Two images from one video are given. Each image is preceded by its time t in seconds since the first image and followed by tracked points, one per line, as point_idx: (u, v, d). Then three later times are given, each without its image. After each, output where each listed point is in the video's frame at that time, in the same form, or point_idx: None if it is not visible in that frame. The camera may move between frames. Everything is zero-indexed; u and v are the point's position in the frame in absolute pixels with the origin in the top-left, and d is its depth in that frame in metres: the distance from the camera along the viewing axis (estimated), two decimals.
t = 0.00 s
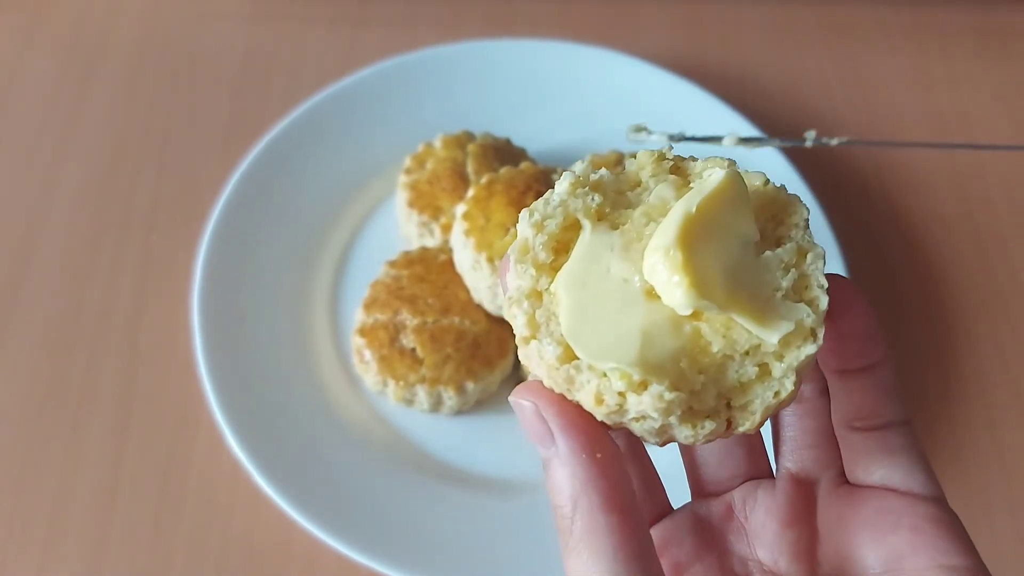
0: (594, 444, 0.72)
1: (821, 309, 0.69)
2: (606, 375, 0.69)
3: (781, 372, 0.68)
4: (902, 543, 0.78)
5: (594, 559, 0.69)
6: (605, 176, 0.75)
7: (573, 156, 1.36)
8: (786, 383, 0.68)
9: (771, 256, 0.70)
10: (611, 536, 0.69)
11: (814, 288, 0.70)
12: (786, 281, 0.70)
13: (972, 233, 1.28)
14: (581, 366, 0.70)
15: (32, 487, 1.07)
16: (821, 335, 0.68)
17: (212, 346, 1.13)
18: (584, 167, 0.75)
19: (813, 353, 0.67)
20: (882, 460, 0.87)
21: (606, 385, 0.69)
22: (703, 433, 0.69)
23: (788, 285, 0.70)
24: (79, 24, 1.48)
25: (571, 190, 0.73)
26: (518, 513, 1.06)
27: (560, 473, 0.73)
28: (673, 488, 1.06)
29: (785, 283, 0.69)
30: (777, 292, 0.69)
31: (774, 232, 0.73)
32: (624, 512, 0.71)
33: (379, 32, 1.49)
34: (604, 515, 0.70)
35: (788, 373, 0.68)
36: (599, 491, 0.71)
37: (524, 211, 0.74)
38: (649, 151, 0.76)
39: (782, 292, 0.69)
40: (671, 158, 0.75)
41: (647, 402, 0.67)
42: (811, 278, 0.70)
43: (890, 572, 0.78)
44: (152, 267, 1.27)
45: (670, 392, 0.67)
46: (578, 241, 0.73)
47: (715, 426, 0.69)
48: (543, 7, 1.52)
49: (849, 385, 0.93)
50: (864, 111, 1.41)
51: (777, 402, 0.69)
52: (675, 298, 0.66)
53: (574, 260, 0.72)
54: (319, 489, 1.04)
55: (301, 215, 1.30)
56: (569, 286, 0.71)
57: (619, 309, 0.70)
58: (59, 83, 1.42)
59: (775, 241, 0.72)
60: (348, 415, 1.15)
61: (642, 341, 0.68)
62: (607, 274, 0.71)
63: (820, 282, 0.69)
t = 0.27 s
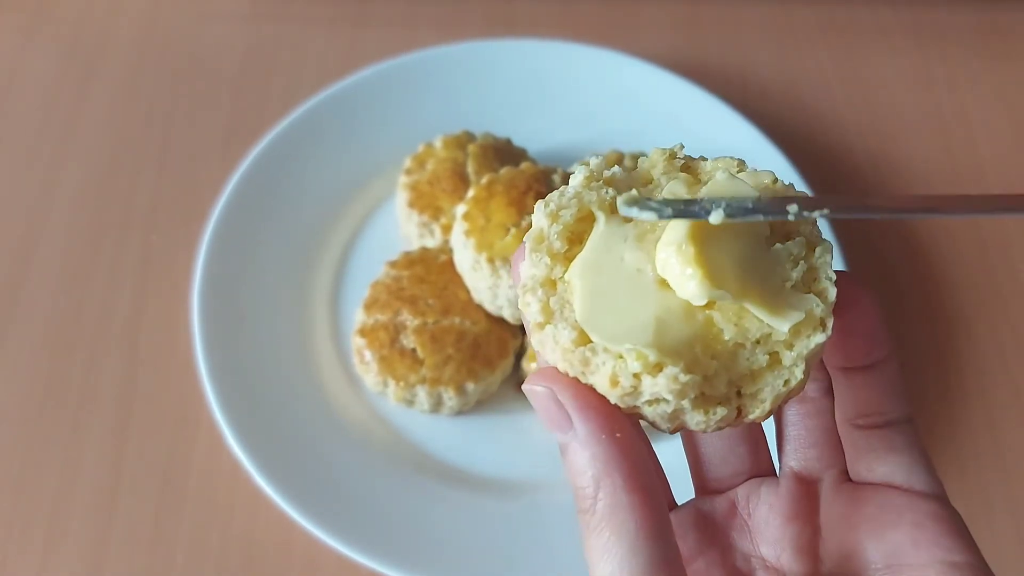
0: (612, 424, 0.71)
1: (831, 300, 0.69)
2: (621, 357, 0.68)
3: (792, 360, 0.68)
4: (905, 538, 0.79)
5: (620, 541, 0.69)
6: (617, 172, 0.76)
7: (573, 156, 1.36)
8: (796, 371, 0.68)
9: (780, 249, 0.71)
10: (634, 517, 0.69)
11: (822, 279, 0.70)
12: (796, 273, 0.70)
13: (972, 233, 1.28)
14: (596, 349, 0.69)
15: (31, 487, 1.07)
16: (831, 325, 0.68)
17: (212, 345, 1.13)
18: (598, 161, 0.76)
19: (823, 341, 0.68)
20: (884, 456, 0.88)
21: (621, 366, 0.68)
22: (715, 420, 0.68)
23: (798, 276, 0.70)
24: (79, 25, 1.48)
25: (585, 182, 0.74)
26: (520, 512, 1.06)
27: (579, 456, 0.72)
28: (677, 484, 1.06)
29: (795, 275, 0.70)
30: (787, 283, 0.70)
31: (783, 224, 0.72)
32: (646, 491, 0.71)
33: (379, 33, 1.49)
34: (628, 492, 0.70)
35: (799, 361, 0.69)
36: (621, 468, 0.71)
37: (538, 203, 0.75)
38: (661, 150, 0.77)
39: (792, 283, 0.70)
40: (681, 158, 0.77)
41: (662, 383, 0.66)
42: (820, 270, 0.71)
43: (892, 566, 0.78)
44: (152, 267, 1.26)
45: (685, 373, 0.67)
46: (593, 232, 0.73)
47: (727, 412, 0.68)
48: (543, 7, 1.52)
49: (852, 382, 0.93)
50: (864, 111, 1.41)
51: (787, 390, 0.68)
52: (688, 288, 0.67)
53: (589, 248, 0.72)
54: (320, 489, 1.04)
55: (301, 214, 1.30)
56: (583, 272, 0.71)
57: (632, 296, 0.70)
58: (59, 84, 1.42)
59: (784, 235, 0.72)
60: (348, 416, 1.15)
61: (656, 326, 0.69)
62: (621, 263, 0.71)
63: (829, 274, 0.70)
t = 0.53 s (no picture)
0: (625, 414, 0.69)
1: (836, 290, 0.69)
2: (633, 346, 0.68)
3: (799, 350, 0.68)
4: (906, 541, 0.79)
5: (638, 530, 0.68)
6: (618, 176, 0.76)
7: (573, 156, 1.36)
8: (802, 361, 0.69)
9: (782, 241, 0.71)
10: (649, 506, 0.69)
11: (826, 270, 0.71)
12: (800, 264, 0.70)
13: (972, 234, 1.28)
14: (607, 339, 0.69)
15: (31, 487, 1.07)
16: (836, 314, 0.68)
17: (212, 345, 1.13)
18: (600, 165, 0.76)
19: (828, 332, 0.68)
20: (885, 460, 0.89)
21: (633, 355, 0.68)
22: (724, 411, 0.68)
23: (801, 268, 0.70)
24: (79, 25, 1.48)
25: (588, 185, 0.75)
26: (520, 512, 1.06)
27: (591, 447, 0.71)
28: (682, 486, 1.07)
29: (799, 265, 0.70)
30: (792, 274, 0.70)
31: (783, 221, 0.73)
32: (661, 479, 0.70)
33: (379, 32, 1.49)
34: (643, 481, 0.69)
35: (805, 351, 0.69)
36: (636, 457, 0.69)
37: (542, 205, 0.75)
38: (659, 154, 0.78)
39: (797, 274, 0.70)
40: (680, 162, 0.77)
41: (674, 371, 0.66)
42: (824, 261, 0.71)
43: (893, 569, 0.78)
44: (152, 268, 1.26)
45: (695, 362, 0.67)
46: (598, 232, 0.72)
47: (736, 403, 0.68)
48: (543, 7, 1.52)
49: (853, 381, 0.96)
50: (865, 112, 1.41)
51: (794, 379, 0.69)
52: (706, 304, 0.66)
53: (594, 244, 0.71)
54: (320, 489, 1.04)
55: (301, 215, 1.30)
56: (590, 268, 0.70)
57: (639, 289, 0.69)
58: (59, 84, 1.42)
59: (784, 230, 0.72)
60: (348, 416, 1.15)
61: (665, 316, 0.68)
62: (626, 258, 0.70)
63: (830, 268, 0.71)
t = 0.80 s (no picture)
0: (634, 423, 0.69)
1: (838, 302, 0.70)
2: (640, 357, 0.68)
3: (805, 362, 0.69)
4: (908, 554, 0.79)
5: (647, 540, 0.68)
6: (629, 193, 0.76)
7: (573, 156, 1.36)
8: (809, 373, 0.69)
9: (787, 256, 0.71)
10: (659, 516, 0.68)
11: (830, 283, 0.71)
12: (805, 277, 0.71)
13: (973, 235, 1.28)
14: (616, 351, 0.69)
15: (31, 487, 1.07)
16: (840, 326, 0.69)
17: (212, 345, 1.13)
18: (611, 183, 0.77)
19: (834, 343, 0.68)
20: (891, 476, 0.90)
21: (640, 367, 0.68)
22: (732, 423, 0.68)
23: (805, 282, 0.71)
24: (78, 25, 1.48)
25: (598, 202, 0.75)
26: (520, 512, 1.06)
27: (601, 457, 0.71)
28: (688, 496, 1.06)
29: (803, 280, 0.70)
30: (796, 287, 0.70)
31: (790, 236, 0.73)
32: (670, 487, 0.69)
33: (379, 33, 1.49)
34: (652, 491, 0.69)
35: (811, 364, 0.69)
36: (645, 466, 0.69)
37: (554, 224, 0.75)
38: (670, 171, 0.78)
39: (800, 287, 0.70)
40: (691, 179, 0.78)
41: (681, 382, 0.66)
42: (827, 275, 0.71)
43: None
44: (153, 268, 1.26)
45: (702, 373, 0.67)
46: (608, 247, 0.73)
47: (744, 415, 0.68)
48: (543, 8, 1.52)
49: (859, 396, 0.97)
50: (864, 112, 1.41)
51: (800, 393, 0.69)
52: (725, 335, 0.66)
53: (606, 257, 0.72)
54: (319, 489, 1.04)
55: (301, 215, 1.30)
56: (601, 281, 0.70)
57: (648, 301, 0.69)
58: (59, 83, 1.42)
59: (791, 245, 0.73)
60: (349, 417, 1.15)
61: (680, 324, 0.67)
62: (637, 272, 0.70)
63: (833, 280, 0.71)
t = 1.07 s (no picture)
0: (622, 430, 0.70)
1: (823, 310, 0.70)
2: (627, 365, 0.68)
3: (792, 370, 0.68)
4: (900, 559, 0.78)
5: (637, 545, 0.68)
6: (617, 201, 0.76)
7: (573, 156, 1.36)
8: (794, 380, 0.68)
9: (772, 264, 0.71)
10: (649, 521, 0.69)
11: (816, 291, 0.71)
12: (790, 285, 0.71)
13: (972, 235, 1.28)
14: (603, 359, 0.69)
15: (31, 487, 1.08)
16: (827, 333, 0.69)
17: (212, 345, 1.14)
18: (598, 191, 0.77)
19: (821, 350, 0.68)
20: (881, 480, 0.88)
21: (627, 375, 0.68)
22: (720, 430, 0.68)
23: (791, 290, 0.71)
24: (79, 25, 1.48)
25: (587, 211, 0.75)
26: (517, 512, 1.07)
27: (590, 463, 0.71)
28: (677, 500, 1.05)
29: (789, 288, 0.71)
30: (781, 295, 0.70)
31: (775, 243, 0.74)
32: (658, 495, 0.70)
33: (379, 33, 1.49)
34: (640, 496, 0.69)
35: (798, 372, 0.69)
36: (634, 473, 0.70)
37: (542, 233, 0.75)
38: (657, 179, 0.78)
39: (786, 296, 0.71)
40: (678, 185, 0.78)
41: (668, 391, 0.66)
42: (812, 282, 0.71)
43: None
44: (152, 268, 1.27)
45: (689, 382, 0.66)
46: (596, 256, 0.73)
47: (732, 422, 0.68)
48: (542, 7, 1.52)
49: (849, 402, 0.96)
50: (864, 112, 1.41)
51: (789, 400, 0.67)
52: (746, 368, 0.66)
53: (593, 267, 0.72)
54: (319, 489, 1.05)
55: (301, 215, 1.30)
56: (589, 291, 0.71)
57: (635, 309, 0.70)
58: (59, 84, 1.42)
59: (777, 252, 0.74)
60: (348, 416, 1.16)
61: (671, 331, 0.68)
62: (624, 282, 0.71)
63: (820, 286, 0.71)
